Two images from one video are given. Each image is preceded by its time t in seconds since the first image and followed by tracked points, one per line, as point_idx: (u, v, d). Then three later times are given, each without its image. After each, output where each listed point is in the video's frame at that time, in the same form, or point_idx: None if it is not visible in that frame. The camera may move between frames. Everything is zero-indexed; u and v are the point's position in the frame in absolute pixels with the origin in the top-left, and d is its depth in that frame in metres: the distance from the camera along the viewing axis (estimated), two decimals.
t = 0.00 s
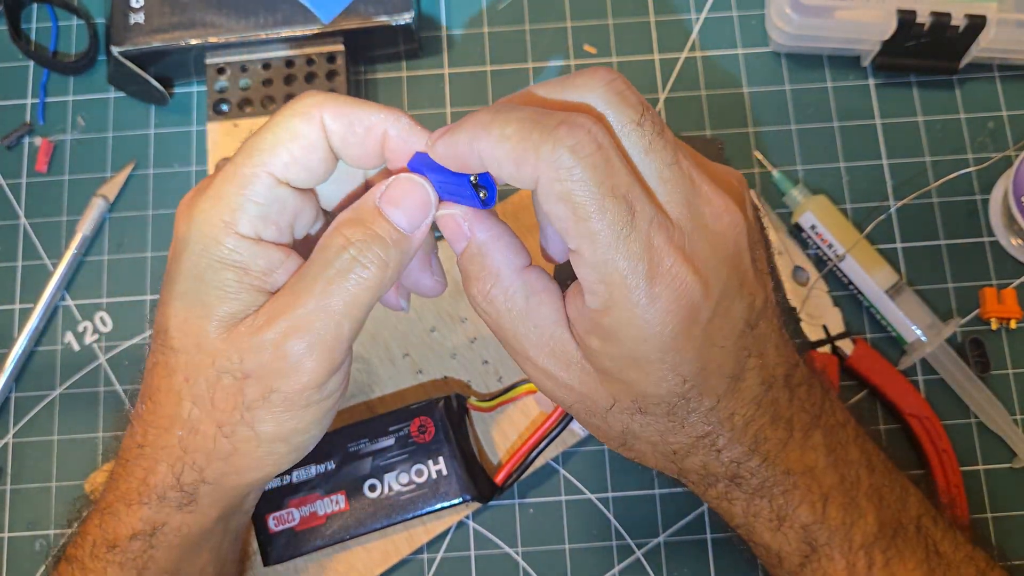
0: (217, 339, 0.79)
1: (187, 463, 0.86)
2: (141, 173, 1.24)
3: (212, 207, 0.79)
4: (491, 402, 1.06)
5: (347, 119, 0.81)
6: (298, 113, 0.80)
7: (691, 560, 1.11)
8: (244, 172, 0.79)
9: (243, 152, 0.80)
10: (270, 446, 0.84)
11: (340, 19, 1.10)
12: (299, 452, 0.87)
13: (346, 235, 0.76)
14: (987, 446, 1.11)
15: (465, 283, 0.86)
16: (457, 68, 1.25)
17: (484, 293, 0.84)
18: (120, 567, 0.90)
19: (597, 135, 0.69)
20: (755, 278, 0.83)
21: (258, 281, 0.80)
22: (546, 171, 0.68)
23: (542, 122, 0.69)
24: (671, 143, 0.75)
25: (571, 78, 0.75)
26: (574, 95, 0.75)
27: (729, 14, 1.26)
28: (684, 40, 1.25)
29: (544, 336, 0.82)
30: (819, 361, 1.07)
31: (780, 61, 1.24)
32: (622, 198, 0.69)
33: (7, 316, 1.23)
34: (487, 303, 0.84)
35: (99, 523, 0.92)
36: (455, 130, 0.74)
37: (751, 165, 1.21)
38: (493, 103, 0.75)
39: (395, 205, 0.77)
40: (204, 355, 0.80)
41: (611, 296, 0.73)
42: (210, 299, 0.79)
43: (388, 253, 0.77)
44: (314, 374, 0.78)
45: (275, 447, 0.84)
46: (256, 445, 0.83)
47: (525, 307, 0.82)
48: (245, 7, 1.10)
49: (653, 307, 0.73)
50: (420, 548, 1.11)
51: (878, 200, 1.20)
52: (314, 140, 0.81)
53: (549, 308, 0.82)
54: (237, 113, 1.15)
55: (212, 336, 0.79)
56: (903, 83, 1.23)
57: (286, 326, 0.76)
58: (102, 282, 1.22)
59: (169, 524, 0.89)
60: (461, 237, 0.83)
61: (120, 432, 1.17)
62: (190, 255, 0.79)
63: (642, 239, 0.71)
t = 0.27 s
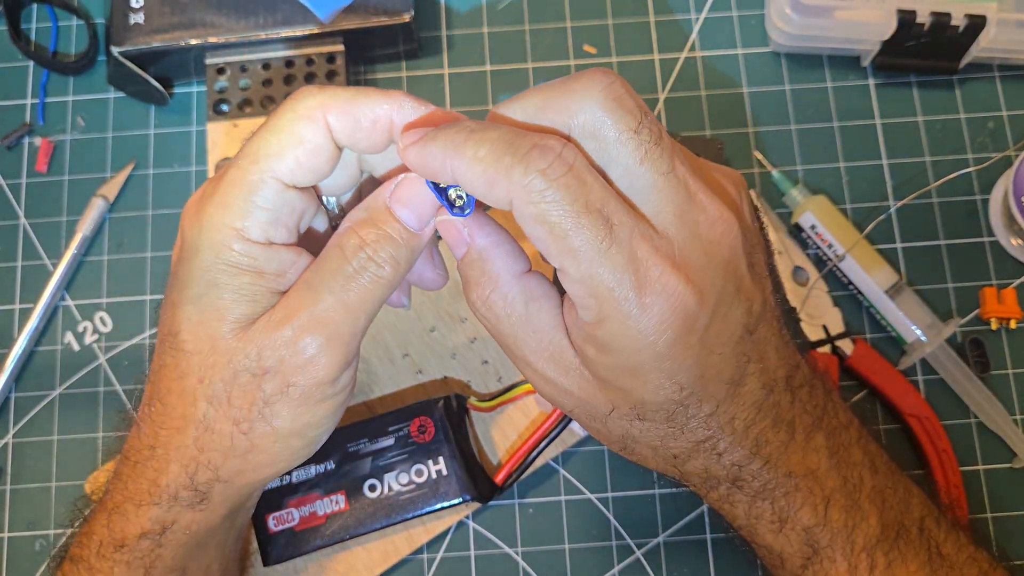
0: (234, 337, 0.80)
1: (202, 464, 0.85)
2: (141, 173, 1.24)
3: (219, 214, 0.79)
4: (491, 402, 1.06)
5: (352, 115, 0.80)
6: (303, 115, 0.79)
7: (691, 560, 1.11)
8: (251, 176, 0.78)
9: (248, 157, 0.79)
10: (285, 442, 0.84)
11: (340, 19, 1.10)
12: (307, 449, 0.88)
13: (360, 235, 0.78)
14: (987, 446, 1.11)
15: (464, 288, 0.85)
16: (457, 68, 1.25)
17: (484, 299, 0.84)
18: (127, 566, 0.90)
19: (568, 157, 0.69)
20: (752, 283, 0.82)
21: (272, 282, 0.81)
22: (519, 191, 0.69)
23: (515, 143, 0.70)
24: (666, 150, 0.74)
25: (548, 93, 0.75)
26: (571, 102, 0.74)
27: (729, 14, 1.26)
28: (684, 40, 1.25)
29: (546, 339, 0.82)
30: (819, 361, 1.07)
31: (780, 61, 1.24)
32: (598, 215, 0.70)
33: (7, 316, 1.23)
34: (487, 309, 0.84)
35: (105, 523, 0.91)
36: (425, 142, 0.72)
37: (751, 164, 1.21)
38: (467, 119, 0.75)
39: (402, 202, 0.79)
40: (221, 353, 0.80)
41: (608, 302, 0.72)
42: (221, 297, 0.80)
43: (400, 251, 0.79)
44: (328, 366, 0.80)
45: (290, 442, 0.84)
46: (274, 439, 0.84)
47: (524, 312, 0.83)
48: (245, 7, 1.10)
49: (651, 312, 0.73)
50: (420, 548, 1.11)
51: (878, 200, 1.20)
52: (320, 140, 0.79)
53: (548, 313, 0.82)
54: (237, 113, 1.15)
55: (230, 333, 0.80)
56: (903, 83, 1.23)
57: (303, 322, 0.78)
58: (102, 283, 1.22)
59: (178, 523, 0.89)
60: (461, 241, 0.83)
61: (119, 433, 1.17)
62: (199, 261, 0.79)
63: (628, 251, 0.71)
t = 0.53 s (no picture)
0: (232, 340, 0.80)
1: (204, 466, 0.85)
2: (141, 173, 1.24)
3: (217, 221, 0.78)
4: (491, 402, 1.06)
5: (356, 131, 0.77)
6: (304, 128, 0.76)
7: (691, 560, 1.11)
8: (249, 187, 0.77)
9: (247, 165, 0.77)
10: (287, 442, 0.84)
11: (340, 19, 1.10)
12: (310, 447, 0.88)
13: (366, 240, 0.78)
14: (987, 446, 1.11)
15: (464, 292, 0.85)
16: (457, 68, 1.25)
17: (483, 302, 0.83)
18: (126, 567, 0.90)
19: (569, 160, 0.69)
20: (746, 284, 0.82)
21: (270, 288, 0.81)
22: (519, 196, 0.69)
23: (516, 145, 0.70)
24: (661, 153, 0.74)
25: (548, 94, 0.75)
26: (565, 106, 0.74)
27: (729, 14, 1.26)
28: (683, 40, 1.25)
29: (545, 342, 0.82)
30: (818, 361, 1.07)
31: (780, 61, 1.24)
32: (596, 220, 0.70)
33: (7, 316, 1.23)
34: (486, 312, 0.84)
35: (104, 524, 0.91)
36: (427, 136, 0.72)
37: (751, 165, 1.21)
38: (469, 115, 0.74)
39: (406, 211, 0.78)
40: (223, 355, 0.80)
41: (604, 305, 0.72)
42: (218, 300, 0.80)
43: (404, 258, 0.79)
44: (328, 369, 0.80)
45: (292, 442, 0.85)
46: (276, 440, 0.84)
47: (523, 316, 0.83)
48: (245, 7, 1.10)
49: (647, 315, 0.73)
50: (420, 548, 1.11)
51: (878, 200, 1.20)
52: (321, 153, 0.77)
53: (547, 316, 0.82)
54: (236, 113, 1.15)
55: (230, 336, 0.80)
56: (903, 83, 1.23)
57: (307, 324, 0.78)
58: (102, 283, 1.22)
59: (179, 523, 0.89)
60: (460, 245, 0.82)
61: (119, 433, 1.17)
62: (196, 266, 0.79)
63: (623, 256, 0.71)
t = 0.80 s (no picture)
0: (234, 340, 0.79)
1: (204, 467, 0.85)
2: (141, 173, 1.24)
3: (216, 225, 0.78)
4: (491, 402, 1.06)
5: (354, 132, 0.78)
6: (302, 131, 0.76)
7: (691, 560, 1.11)
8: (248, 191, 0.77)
9: (244, 169, 0.77)
10: (288, 443, 0.84)
11: (340, 19, 1.10)
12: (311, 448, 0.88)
13: (368, 241, 0.79)
14: (987, 446, 1.11)
15: (465, 288, 0.85)
16: (457, 69, 1.25)
17: (484, 299, 0.83)
18: (129, 568, 0.90)
19: (580, 153, 0.68)
20: (747, 282, 0.82)
21: (271, 290, 0.81)
22: (531, 191, 0.68)
23: (524, 141, 0.69)
24: (662, 150, 0.74)
25: (553, 92, 0.75)
26: (565, 105, 0.74)
27: (729, 14, 1.26)
28: (683, 40, 1.25)
29: (546, 341, 0.82)
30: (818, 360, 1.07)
31: (780, 61, 1.24)
32: (607, 215, 0.69)
33: (7, 316, 1.23)
34: (488, 309, 0.84)
35: (106, 526, 0.91)
36: (439, 148, 0.72)
37: (751, 165, 1.21)
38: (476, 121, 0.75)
39: (409, 212, 0.79)
40: (223, 357, 0.80)
41: (604, 303, 0.72)
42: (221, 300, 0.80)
43: (406, 258, 0.81)
44: (330, 369, 0.80)
45: (294, 443, 0.85)
46: (278, 441, 0.84)
47: (524, 313, 0.82)
48: (245, 7, 1.10)
49: (646, 313, 0.73)
50: (420, 548, 1.11)
51: (878, 200, 1.20)
52: (319, 156, 0.77)
53: (548, 314, 0.82)
54: (236, 113, 1.15)
55: (230, 337, 0.80)
56: (903, 83, 1.23)
57: (308, 325, 0.78)
58: (102, 283, 1.22)
59: (181, 524, 0.89)
60: (461, 244, 0.82)
61: (119, 433, 1.17)
62: (195, 270, 0.79)
63: (626, 254, 0.71)
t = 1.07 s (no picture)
0: (230, 343, 0.79)
1: (204, 468, 0.85)
2: (140, 173, 1.24)
3: (213, 226, 0.78)
4: (491, 402, 1.06)
5: (352, 133, 0.77)
6: (300, 131, 0.76)
7: (691, 560, 1.11)
8: (244, 191, 0.77)
9: (241, 169, 0.77)
10: (286, 446, 0.84)
11: (340, 19, 1.10)
12: (309, 449, 0.88)
13: (368, 244, 0.79)
14: (987, 446, 1.11)
15: (471, 282, 0.85)
16: (457, 69, 1.25)
17: (491, 293, 0.83)
18: (128, 568, 0.90)
19: (580, 146, 0.68)
20: (752, 276, 0.82)
21: (267, 292, 0.80)
22: (532, 184, 0.68)
23: (525, 136, 0.69)
24: (668, 143, 0.74)
25: (553, 87, 0.75)
26: (571, 96, 0.74)
27: (729, 14, 1.26)
28: (683, 39, 1.25)
29: (551, 337, 0.82)
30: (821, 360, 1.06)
31: (780, 61, 1.24)
32: (609, 207, 0.69)
33: (7, 316, 1.23)
34: (494, 304, 0.83)
35: (104, 526, 0.91)
36: (438, 145, 0.72)
37: (751, 165, 1.21)
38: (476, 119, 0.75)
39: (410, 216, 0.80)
40: (221, 360, 0.80)
41: (610, 298, 0.72)
42: (217, 306, 0.79)
43: (406, 263, 0.81)
44: (328, 372, 0.80)
45: (290, 446, 0.85)
46: (274, 444, 0.84)
47: (531, 309, 0.82)
48: (245, 7, 1.10)
49: (653, 307, 0.73)
50: (420, 548, 1.11)
51: (878, 200, 1.20)
52: (316, 157, 0.77)
53: (555, 309, 0.82)
54: (236, 113, 1.15)
55: (228, 340, 0.79)
56: (903, 83, 1.23)
57: (306, 329, 0.78)
58: (102, 283, 1.22)
59: (180, 525, 0.89)
60: (469, 237, 0.81)
61: (118, 433, 1.17)
62: (192, 271, 0.79)
63: (632, 248, 0.70)
